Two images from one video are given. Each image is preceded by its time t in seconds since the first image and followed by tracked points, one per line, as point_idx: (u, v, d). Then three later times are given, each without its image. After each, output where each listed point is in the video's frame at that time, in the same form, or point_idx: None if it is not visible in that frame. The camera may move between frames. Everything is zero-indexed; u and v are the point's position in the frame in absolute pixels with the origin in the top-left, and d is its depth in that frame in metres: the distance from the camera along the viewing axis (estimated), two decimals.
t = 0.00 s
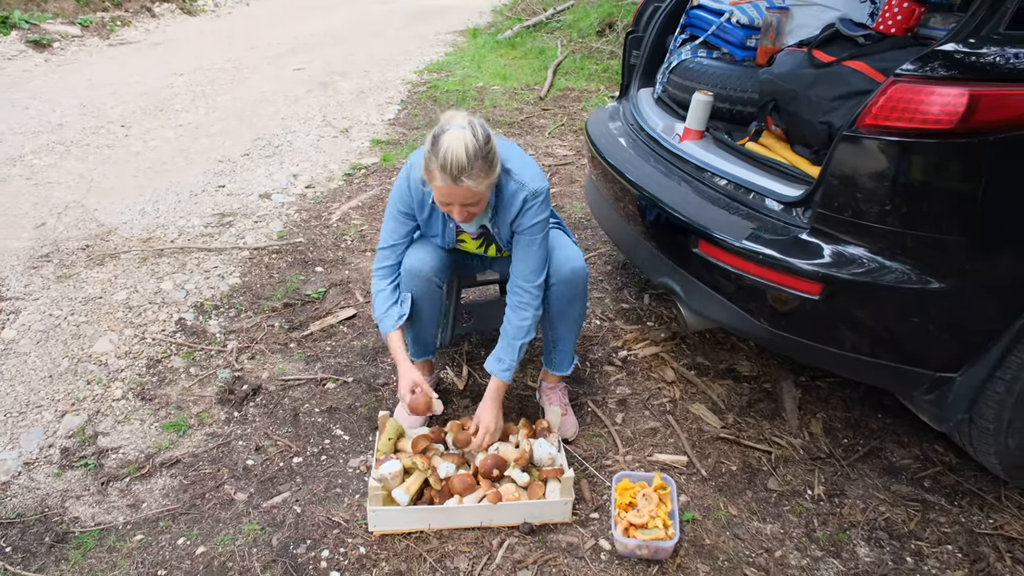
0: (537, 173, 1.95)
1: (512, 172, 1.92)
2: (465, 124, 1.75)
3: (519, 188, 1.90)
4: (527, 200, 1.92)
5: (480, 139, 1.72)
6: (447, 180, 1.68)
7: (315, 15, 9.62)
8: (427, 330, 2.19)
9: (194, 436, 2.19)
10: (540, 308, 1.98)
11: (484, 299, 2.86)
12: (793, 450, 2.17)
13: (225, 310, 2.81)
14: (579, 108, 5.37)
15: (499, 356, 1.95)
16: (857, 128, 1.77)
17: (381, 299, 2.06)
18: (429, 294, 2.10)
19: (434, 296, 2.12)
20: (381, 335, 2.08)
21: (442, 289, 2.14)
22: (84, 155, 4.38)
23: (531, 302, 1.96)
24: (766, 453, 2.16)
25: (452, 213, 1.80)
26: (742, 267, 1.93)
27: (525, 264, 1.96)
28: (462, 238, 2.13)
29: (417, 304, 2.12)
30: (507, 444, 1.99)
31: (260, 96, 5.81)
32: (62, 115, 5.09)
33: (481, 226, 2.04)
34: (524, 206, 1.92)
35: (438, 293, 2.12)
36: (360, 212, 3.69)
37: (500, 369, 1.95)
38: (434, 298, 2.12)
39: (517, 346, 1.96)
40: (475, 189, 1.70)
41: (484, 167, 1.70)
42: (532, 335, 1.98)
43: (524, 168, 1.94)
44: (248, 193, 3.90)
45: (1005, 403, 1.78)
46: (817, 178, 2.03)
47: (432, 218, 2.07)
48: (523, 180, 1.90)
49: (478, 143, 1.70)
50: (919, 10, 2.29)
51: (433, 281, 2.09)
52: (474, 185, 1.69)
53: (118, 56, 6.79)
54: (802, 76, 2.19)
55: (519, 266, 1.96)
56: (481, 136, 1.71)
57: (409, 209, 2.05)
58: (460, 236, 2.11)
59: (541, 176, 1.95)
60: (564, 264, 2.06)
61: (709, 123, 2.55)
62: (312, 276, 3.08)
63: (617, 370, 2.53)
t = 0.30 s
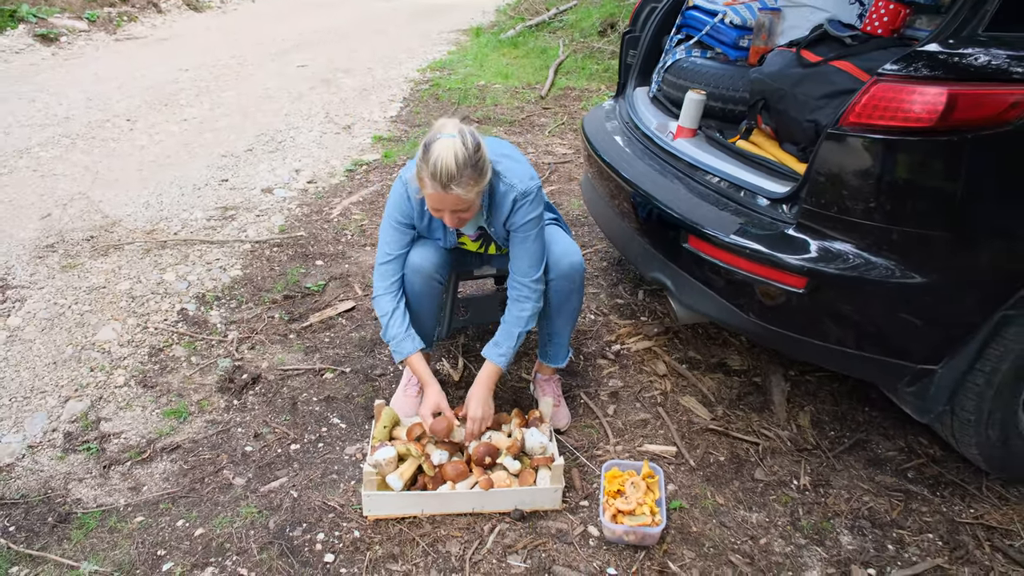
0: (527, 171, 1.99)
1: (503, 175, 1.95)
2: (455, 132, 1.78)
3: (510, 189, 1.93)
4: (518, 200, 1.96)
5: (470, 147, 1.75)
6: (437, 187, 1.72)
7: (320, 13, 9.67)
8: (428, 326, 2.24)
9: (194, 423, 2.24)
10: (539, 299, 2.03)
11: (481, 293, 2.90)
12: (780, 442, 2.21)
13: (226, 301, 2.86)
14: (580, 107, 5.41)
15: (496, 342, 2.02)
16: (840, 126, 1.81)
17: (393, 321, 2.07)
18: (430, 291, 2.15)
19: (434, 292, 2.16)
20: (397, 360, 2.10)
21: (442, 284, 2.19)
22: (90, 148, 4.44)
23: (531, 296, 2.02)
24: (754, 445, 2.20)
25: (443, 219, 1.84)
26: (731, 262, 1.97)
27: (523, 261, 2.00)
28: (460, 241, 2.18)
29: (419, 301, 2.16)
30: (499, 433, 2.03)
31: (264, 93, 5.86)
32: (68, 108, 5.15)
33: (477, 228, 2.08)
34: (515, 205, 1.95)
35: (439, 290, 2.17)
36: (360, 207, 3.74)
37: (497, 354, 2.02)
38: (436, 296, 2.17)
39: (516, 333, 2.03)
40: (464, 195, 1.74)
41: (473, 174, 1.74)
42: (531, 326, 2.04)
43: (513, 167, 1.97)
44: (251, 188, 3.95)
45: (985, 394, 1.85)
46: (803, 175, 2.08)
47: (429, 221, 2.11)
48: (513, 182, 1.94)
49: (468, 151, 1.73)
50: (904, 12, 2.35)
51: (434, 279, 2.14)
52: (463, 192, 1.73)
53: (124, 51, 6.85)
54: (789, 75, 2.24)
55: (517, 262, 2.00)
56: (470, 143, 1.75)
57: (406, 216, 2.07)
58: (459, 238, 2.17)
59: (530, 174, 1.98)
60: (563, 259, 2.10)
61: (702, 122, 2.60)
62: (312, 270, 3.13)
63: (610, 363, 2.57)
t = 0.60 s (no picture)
0: (518, 182, 1.97)
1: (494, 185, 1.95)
2: (451, 145, 1.81)
3: (499, 200, 1.93)
4: (505, 211, 1.95)
5: (465, 160, 1.78)
6: (433, 200, 1.76)
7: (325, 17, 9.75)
8: (427, 320, 2.27)
9: (199, 416, 2.28)
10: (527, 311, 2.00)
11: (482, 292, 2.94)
12: (776, 439, 2.23)
13: (232, 298, 2.91)
14: (583, 110, 5.45)
15: (484, 361, 1.95)
16: (834, 126, 1.84)
17: (394, 323, 2.09)
18: (429, 290, 2.18)
19: (433, 291, 2.20)
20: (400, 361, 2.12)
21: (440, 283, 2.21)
22: (98, 149, 4.50)
23: (514, 306, 1.98)
24: (751, 441, 2.23)
25: (439, 230, 1.87)
26: (728, 259, 1.99)
27: (508, 270, 1.97)
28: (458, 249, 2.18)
29: (419, 300, 2.20)
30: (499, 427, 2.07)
31: (271, 95, 5.92)
32: (77, 110, 5.22)
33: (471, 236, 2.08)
34: (503, 215, 1.95)
35: (438, 289, 2.20)
36: (364, 207, 3.79)
37: (487, 374, 1.95)
38: (434, 292, 2.20)
39: (503, 349, 1.95)
40: (460, 207, 1.78)
41: (467, 186, 1.76)
42: (515, 340, 1.97)
43: (503, 178, 1.96)
44: (256, 188, 4.00)
45: (978, 392, 1.87)
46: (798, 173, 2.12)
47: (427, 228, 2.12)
48: (500, 194, 1.93)
49: (463, 164, 1.76)
50: (899, 15, 2.37)
51: (432, 276, 2.16)
52: (457, 204, 1.76)
53: (132, 55, 6.92)
54: (786, 77, 2.29)
55: (503, 272, 1.98)
56: (465, 156, 1.78)
57: (404, 223, 2.09)
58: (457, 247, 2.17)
59: (522, 185, 1.98)
60: (572, 260, 2.13)
61: (701, 122, 2.64)
62: (316, 268, 3.17)
63: (609, 361, 2.60)
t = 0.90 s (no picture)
0: (513, 196, 1.98)
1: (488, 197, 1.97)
2: (446, 156, 1.83)
3: (491, 213, 1.95)
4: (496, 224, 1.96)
5: (460, 171, 1.79)
6: (427, 211, 1.78)
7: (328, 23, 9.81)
8: (421, 321, 2.28)
9: (201, 415, 2.29)
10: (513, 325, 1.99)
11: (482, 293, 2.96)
12: (773, 438, 2.25)
13: (234, 299, 2.93)
14: (584, 115, 5.48)
15: (469, 373, 1.95)
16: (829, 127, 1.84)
17: (376, 314, 2.13)
18: (417, 288, 2.19)
19: (422, 290, 2.20)
20: (384, 351, 2.14)
21: (430, 282, 2.22)
22: (103, 152, 4.53)
23: (500, 319, 1.97)
24: (748, 441, 2.24)
25: (434, 240, 1.89)
26: (724, 260, 2.01)
27: (496, 283, 1.98)
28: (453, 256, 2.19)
29: (410, 298, 2.21)
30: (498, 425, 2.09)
31: (274, 100, 5.96)
32: (82, 114, 5.25)
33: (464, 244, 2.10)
34: (495, 229, 1.97)
35: (426, 287, 2.21)
36: (366, 210, 3.81)
37: (470, 385, 1.95)
38: (424, 291, 2.21)
39: (487, 361, 1.95)
40: (455, 218, 1.79)
41: (462, 198, 1.78)
42: (500, 354, 1.97)
43: (498, 191, 1.98)
44: (259, 191, 4.03)
45: (972, 390, 1.89)
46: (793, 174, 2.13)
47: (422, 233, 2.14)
48: (494, 208, 1.95)
49: (458, 176, 1.78)
50: (893, 18, 2.42)
51: (421, 275, 2.17)
52: (451, 215, 1.78)
53: (137, 59, 6.97)
54: (782, 79, 2.31)
55: (491, 284, 1.99)
56: (461, 168, 1.79)
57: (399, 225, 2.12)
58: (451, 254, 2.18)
59: (518, 199, 1.99)
60: (573, 262, 2.15)
61: (699, 125, 2.67)
62: (318, 270, 3.19)
63: (608, 362, 2.62)
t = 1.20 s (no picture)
0: (507, 186, 2.00)
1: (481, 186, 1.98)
2: (439, 144, 1.85)
3: (485, 203, 1.96)
4: (490, 215, 1.98)
5: (452, 157, 1.82)
6: (420, 195, 1.79)
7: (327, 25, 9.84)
8: (419, 316, 2.29)
9: (202, 412, 2.31)
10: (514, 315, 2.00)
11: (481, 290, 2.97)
12: (771, 431, 2.26)
13: (234, 298, 2.94)
14: (582, 113, 5.50)
15: (472, 360, 1.96)
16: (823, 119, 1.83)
17: (371, 305, 2.15)
18: (415, 281, 2.20)
19: (420, 284, 2.22)
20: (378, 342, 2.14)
21: (426, 276, 2.23)
22: (103, 155, 4.55)
23: (501, 309, 1.97)
24: (746, 433, 2.25)
25: (427, 228, 1.90)
26: (720, 252, 2.01)
27: (495, 274, 1.99)
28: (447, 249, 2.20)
29: (407, 292, 2.21)
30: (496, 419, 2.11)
31: (273, 101, 5.98)
32: (82, 117, 5.28)
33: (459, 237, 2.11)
34: (490, 219, 1.98)
35: (422, 281, 2.22)
36: (365, 209, 3.83)
37: (472, 373, 1.96)
38: (421, 285, 2.22)
39: (489, 350, 1.96)
40: (446, 203, 1.80)
41: (454, 183, 1.80)
42: (503, 343, 1.97)
43: (491, 181, 1.99)
44: (258, 192, 4.05)
45: (967, 380, 1.90)
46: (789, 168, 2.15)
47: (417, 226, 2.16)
48: (488, 198, 1.96)
49: (450, 162, 1.80)
50: (887, 12, 2.45)
51: (418, 270, 2.18)
52: (444, 199, 1.79)
53: (136, 63, 6.99)
54: (777, 73, 2.32)
55: (490, 274, 2.00)
56: (451, 154, 1.82)
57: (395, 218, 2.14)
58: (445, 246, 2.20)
59: (511, 189, 2.00)
60: (564, 256, 2.16)
61: (695, 120, 2.68)
62: (317, 269, 3.20)
63: (606, 357, 2.63)
